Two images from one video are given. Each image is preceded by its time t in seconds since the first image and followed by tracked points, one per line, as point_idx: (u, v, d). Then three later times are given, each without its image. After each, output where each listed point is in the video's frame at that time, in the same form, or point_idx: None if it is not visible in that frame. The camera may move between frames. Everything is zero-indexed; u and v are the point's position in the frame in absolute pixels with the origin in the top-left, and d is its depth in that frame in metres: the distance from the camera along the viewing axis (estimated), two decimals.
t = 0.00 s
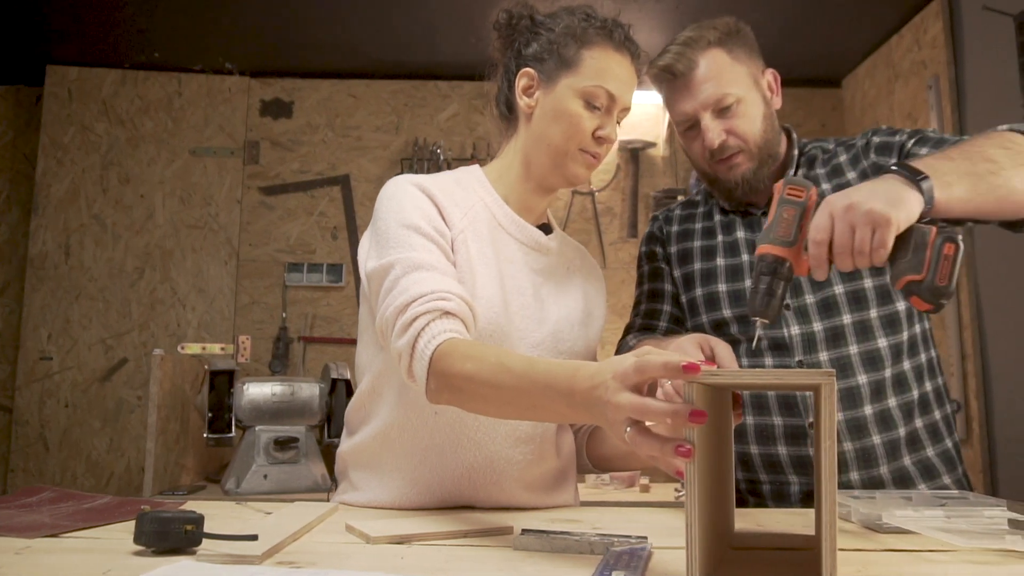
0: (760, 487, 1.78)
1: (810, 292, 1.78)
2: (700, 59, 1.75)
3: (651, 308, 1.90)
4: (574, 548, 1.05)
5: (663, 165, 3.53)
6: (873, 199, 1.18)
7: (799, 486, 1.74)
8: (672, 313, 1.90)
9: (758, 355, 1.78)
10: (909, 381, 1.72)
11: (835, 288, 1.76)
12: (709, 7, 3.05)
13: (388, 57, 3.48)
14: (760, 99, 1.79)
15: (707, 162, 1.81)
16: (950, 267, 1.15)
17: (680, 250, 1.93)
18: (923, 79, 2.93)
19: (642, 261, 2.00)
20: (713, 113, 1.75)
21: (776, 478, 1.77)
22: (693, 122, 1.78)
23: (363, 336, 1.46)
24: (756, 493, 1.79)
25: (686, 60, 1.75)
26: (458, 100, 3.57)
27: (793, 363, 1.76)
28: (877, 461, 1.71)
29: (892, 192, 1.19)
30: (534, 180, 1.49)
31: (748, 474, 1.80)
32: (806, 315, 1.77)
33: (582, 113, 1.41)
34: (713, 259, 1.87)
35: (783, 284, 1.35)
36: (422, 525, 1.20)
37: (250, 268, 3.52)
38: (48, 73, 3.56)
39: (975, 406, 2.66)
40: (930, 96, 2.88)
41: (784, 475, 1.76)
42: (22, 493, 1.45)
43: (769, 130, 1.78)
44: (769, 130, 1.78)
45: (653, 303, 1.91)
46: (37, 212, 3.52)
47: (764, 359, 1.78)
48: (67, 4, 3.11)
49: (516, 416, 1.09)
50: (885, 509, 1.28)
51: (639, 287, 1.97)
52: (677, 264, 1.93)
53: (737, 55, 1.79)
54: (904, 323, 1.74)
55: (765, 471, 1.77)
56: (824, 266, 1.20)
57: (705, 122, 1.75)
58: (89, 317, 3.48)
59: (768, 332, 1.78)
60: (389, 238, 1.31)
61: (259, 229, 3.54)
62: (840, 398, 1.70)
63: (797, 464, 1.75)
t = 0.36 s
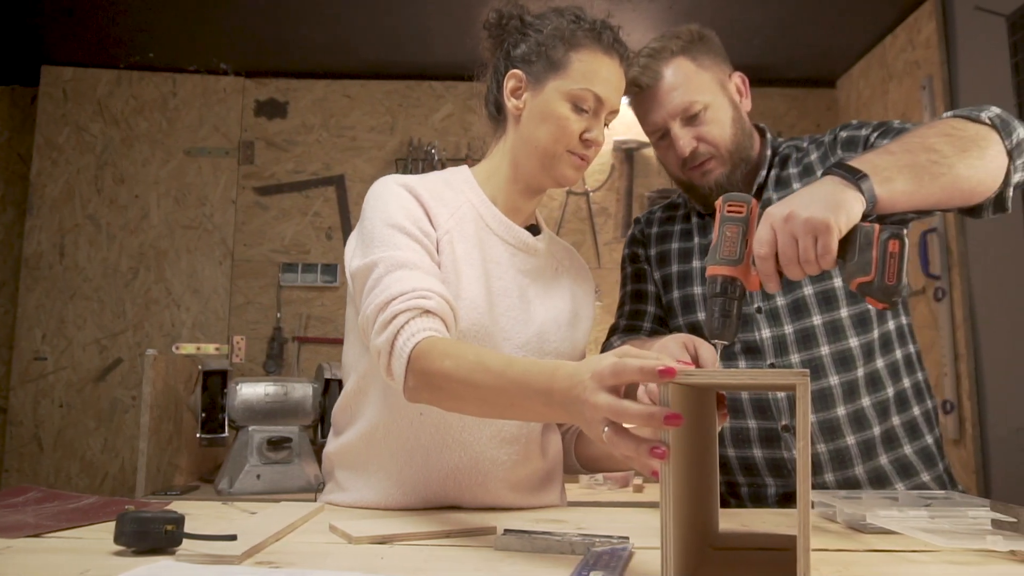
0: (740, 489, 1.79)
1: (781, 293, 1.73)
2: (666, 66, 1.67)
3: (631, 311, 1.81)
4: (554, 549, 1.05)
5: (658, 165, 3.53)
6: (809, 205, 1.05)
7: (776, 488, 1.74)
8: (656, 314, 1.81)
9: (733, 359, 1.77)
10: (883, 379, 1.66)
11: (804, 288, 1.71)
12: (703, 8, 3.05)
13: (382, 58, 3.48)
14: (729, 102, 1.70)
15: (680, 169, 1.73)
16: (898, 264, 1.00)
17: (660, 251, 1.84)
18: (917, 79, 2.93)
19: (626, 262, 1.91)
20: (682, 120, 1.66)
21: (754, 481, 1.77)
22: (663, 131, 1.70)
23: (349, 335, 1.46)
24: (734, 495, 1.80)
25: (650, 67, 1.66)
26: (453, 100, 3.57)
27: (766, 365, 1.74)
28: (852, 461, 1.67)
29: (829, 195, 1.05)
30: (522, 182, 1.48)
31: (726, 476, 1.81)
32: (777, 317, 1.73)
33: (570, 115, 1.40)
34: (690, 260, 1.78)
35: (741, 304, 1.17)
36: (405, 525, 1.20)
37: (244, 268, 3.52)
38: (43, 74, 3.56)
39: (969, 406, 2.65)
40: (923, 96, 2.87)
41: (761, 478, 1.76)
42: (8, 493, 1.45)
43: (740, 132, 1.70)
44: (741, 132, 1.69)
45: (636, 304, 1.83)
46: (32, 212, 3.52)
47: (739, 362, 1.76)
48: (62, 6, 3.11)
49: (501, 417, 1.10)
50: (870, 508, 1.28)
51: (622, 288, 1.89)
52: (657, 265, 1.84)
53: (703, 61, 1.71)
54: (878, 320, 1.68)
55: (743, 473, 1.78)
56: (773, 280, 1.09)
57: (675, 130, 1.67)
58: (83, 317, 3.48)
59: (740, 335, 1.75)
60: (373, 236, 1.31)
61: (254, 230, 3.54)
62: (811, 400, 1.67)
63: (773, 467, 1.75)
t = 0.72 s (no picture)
0: (722, 490, 1.79)
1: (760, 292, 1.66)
2: (640, 70, 1.65)
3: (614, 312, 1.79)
4: (535, 549, 1.05)
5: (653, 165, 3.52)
6: (777, 202, 1.07)
7: (756, 489, 1.74)
8: (639, 314, 1.78)
9: (713, 359, 1.69)
10: (862, 377, 1.57)
11: (783, 287, 1.64)
12: (696, 9, 3.04)
13: (377, 58, 3.48)
14: (706, 104, 1.68)
15: (660, 172, 1.71)
16: (866, 259, 1.01)
17: (642, 251, 1.81)
18: (910, 79, 2.93)
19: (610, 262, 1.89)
20: (660, 123, 1.64)
21: (735, 482, 1.77)
22: (642, 134, 1.67)
23: (336, 334, 1.46)
24: (716, 496, 1.80)
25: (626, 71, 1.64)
26: (448, 100, 3.57)
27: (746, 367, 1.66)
28: (832, 461, 1.58)
29: (795, 193, 1.07)
30: (509, 182, 1.46)
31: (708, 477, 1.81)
32: (757, 317, 1.65)
33: (557, 116, 1.38)
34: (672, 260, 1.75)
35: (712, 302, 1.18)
36: (387, 525, 1.20)
37: (238, 268, 3.52)
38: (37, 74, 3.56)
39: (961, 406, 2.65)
40: (917, 96, 2.87)
41: (742, 479, 1.76)
42: None
43: (719, 133, 1.68)
44: (720, 133, 1.68)
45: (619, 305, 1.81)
46: (26, 212, 3.52)
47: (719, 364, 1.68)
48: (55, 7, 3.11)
49: (483, 416, 1.09)
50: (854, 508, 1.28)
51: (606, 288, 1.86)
52: (640, 266, 1.81)
53: (678, 64, 1.69)
54: (859, 316, 1.60)
55: (724, 475, 1.78)
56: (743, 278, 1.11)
57: (653, 134, 1.65)
58: (77, 317, 3.48)
59: (718, 336, 1.68)
60: (361, 236, 1.30)
61: (249, 230, 3.54)
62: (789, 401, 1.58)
63: (754, 469, 1.74)
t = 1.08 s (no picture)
0: (706, 490, 1.80)
1: (743, 292, 1.65)
2: (623, 74, 1.66)
3: (599, 312, 1.79)
4: (514, 548, 1.05)
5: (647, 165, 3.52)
6: (752, 202, 1.08)
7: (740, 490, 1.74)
8: (623, 314, 1.79)
9: (696, 359, 1.69)
10: (845, 376, 1.57)
11: (766, 287, 1.63)
12: (689, 9, 3.04)
13: (371, 58, 3.48)
14: (688, 104, 1.70)
15: (643, 173, 1.73)
16: (842, 256, 1.03)
17: (626, 251, 1.81)
18: (903, 79, 2.93)
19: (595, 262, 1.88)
20: (643, 125, 1.66)
21: (719, 483, 1.77)
22: (625, 137, 1.69)
23: (322, 334, 1.46)
24: (701, 495, 1.81)
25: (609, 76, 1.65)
26: (441, 100, 3.57)
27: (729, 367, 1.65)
28: (815, 461, 1.57)
29: (771, 192, 1.08)
30: (494, 181, 1.46)
31: (693, 478, 1.81)
32: (740, 317, 1.65)
33: (542, 116, 1.38)
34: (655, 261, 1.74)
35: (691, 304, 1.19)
36: (369, 525, 1.20)
37: (232, 268, 3.52)
38: (31, 74, 3.57)
39: (955, 407, 2.65)
40: (910, 96, 2.87)
41: (727, 480, 1.76)
42: None
43: (702, 133, 1.70)
44: (702, 133, 1.69)
45: (604, 305, 1.81)
46: (20, 212, 3.52)
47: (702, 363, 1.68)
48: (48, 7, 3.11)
49: (464, 416, 1.09)
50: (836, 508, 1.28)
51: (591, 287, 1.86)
52: (624, 266, 1.81)
53: (660, 65, 1.71)
54: (841, 315, 1.59)
55: (709, 475, 1.78)
56: (721, 278, 1.12)
57: (637, 136, 1.67)
58: (70, 317, 3.48)
59: (702, 335, 1.68)
60: (344, 234, 1.30)
61: (242, 230, 3.54)
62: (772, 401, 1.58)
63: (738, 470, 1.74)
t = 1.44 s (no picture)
0: (691, 491, 1.80)
1: (727, 292, 1.65)
2: (610, 74, 1.66)
3: (586, 310, 1.80)
4: (491, 548, 1.05)
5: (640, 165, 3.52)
6: (730, 204, 1.08)
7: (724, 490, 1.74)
8: (609, 313, 1.79)
9: (680, 359, 1.69)
10: (829, 376, 1.57)
11: (749, 286, 1.63)
12: (682, 9, 3.04)
13: (365, 58, 3.48)
14: (675, 104, 1.70)
15: (630, 172, 1.73)
16: (822, 255, 1.01)
17: (613, 250, 1.81)
18: (895, 79, 2.92)
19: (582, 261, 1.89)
20: (630, 125, 1.66)
21: (704, 483, 1.77)
22: (612, 138, 1.69)
23: (305, 334, 1.45)
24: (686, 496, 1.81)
25: (596, 76, 1.65)
26: (435, 100, 3.57)
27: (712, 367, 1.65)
28: (798, 461, 1.57)
29: (748, 193, 1.08)
30: (477, 181, 1.46)
31: (678, 478, 1.81)
32: (723, 317, 1.65)
33: (524, 116, 1.38)
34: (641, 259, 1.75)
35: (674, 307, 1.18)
36: (348, 525, 1.19)
37: (226, 268, 3.53)
38: (25, 74, 3.57)
39: (946, 408, 2.65)
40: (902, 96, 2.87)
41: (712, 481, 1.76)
42: None
43: (689, 133, 1.70)
44: (689, 133, 1.69)
45: (590, 304, 1.81)
46: (13, 212, 3.53)
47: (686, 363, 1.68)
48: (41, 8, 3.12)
49: (444, 415, 1.08)
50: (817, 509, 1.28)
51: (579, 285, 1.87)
52: (610, 264, 1.81)
53: (647, 65, 1.71)
54: (825, 315, 1.59)
55: (693, 476, 1.78)
56: (702, 283, 1.12)
57: (624, 136, 1.67)
58: (64, 317, 3.49)
59: (686, 336, 1.68)
60: (327, 234, 1.30)
61: (236, 230, 3.55)
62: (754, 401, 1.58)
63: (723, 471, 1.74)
